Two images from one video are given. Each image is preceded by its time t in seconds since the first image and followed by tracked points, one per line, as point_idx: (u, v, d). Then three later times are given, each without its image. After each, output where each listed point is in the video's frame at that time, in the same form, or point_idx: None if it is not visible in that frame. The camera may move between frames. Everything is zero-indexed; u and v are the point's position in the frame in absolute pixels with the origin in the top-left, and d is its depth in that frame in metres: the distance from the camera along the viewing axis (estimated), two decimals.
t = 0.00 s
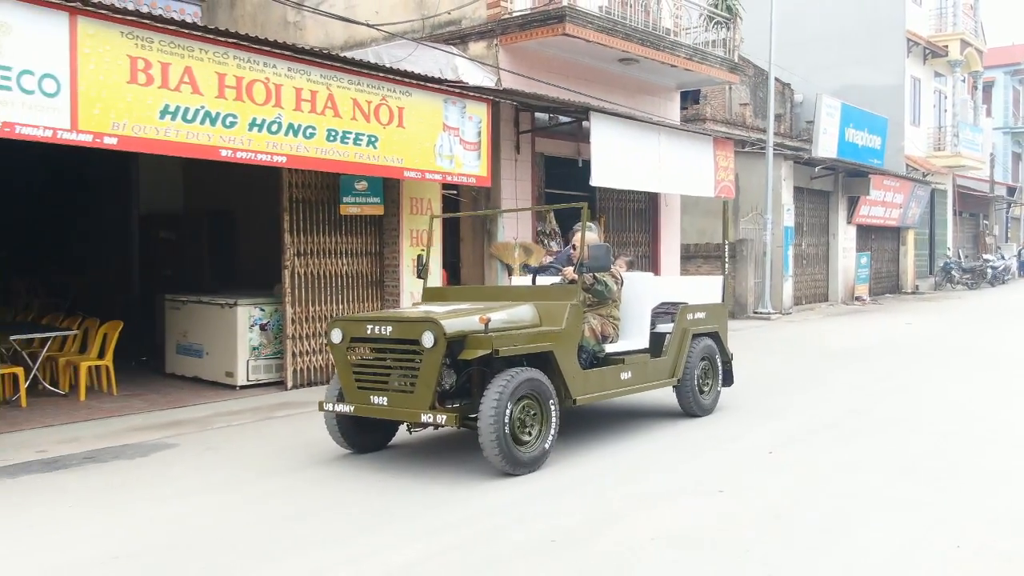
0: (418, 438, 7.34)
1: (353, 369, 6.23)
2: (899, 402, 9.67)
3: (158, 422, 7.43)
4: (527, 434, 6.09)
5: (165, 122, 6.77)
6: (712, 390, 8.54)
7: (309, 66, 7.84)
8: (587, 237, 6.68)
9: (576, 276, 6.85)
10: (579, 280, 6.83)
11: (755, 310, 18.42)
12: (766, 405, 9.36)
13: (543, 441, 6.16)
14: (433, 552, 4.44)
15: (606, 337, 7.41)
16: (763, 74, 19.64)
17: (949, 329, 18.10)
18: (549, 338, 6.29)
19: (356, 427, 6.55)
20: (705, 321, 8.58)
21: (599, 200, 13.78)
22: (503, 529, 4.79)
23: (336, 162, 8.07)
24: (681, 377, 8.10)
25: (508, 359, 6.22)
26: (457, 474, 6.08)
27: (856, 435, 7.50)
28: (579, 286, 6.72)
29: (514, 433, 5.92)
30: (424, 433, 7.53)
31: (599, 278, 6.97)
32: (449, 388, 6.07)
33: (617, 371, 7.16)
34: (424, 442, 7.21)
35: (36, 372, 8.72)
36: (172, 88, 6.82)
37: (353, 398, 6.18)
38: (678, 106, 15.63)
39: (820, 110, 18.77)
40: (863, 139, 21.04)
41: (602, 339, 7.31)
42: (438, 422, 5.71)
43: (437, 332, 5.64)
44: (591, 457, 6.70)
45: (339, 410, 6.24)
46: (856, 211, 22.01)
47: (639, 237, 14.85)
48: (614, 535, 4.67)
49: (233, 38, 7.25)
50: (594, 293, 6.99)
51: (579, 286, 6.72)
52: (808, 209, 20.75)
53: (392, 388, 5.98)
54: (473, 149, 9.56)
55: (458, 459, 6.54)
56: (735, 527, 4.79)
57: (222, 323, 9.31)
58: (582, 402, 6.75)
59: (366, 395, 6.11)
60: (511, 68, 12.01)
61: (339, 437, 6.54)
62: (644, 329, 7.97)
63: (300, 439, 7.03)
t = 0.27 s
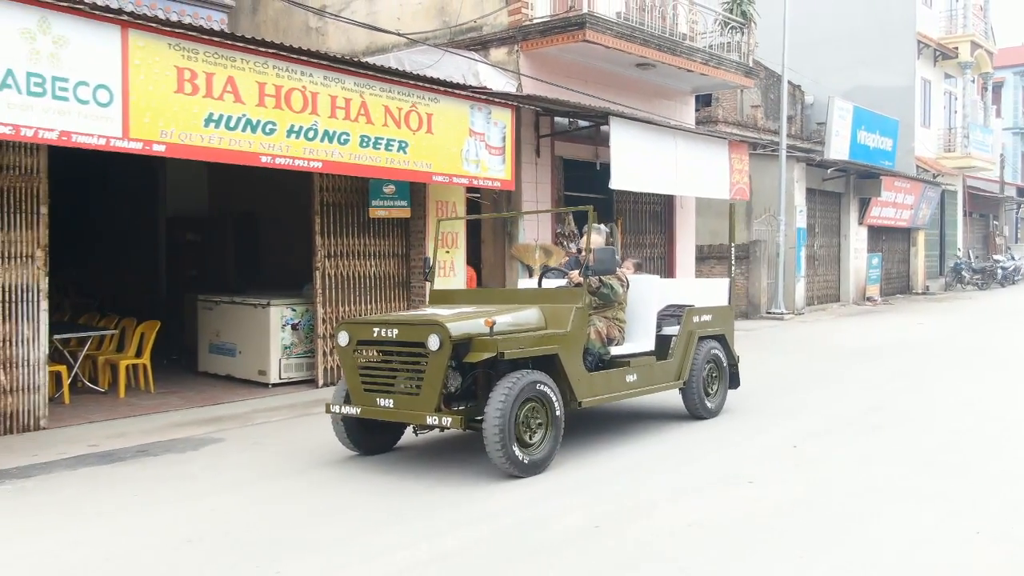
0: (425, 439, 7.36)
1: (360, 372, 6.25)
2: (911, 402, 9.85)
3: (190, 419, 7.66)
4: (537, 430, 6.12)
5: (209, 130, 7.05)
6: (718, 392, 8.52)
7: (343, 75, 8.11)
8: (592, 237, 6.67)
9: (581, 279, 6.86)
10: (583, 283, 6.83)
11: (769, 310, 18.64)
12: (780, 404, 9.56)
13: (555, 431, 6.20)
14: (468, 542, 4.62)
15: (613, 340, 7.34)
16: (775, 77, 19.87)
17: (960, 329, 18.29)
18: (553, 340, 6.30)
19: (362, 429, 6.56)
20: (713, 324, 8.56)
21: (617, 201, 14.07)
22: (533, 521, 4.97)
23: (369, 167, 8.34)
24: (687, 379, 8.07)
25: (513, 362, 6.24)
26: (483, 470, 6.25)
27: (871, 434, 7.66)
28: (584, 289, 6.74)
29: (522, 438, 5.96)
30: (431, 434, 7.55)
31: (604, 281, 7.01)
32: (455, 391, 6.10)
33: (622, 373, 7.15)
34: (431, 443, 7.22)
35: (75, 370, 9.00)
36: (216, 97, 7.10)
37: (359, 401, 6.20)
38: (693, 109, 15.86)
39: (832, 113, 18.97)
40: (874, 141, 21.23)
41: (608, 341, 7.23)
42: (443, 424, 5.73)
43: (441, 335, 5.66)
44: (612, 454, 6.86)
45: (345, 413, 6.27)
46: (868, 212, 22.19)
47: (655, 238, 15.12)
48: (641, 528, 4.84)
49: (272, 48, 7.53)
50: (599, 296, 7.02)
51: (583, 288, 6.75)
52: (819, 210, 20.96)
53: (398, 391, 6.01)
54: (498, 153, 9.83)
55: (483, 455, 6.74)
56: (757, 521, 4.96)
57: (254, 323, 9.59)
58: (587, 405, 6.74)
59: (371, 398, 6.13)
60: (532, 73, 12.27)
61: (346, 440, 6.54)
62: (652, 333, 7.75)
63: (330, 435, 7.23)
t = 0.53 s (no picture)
0: (420, 437, 7.46)
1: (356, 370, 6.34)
2: (914, 399, 10.09)
3: (213, 414, 7.92)
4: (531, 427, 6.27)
5: (244, 135, 7.37)
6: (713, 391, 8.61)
7: (369, 81, 8.42)
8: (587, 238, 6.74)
9: (576, 279, 7.01)
10: (578, 282, 6.97)
11: (776, 309, 18.93)
12: (785, 401, 9.80)
13: (551, 422, 6.35)
14: (482, 531, 4.86)
15: (607, 338, 7.47)
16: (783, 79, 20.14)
17: (965, 328, 18.54)
18: (547, 338, 6.39)
19: (358, 426, 6.66)
20: (707, 323, 8.64)
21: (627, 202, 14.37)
22: (542, 513, 5.20)
23: (394, 170, 8.66)
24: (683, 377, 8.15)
25: (507, 360, 6.32)
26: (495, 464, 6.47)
27: (870, 431, 7.87)
28: (578, 288, 6.87)
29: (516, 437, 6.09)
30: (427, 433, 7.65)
31: (599, 281, 7.15)
32: (450, 388, 6.19)
33: (616, 372, 7.26)
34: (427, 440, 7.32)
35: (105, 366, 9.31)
36: (250, 103, 7.42)
37: (354, 398, 6.29)
38: (701, 111, 16.14)
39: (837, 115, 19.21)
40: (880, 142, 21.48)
41: (603, 339, 7.37)
42: (438, 421, 5.81)
43: (436, 332, 5.75)
44: (618, 449, 7.11)
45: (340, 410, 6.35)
46: (873, 213, 22.45)
47: (665, 238, 15.41)
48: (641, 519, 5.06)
49: (303, 56, 7.84)
50: (594, 296, 7.18)
51: (577, 287, 6.88)
52: (826, 210, 21.22)
53: (393, 388, 6.09)
54: (515, 156, 10.13)
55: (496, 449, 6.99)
56: (753, 513, 5.19)
57: (279, 319, 9.91)
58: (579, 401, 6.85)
59: (366, 395, 6.22)
60: (546, 78, 12.57)
61: (342, 436, 6.62)
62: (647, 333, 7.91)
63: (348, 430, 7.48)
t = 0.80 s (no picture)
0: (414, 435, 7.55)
1: (349, 368, 6.42)
2: (914, 397, 10.31)
3: (229, 409, 8.12)
4: (524, 423, 6.36)
5: (272, 138, 7.63)
6: (708, 390, 8.74)
7: (391, 85, 8.68)
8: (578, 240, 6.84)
9: (568, 277, 7.06)
10: (570, 281, 7.03)
11: (780, 307, 19.20)
12: (788, 399, 10.01)
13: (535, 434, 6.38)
14: (495, 522, 5.07)
15: (600, 337, 7.53)
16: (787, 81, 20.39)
17: (966, 327, 18.78)
18: (537, 337, 6.48)
19: (351, 423, 6.73)
20: (701, 322, 8.77)
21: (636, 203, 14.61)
22: (552, 505, 5.41)
23: (414, 171, 8.93)
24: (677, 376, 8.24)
25: (497, 359, 6.40)
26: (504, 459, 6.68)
27: (869, 428, 8.06)
28: (570, 286, 6.93)
29: (507, 433, 6.17)
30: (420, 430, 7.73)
31: (593, 281, 7.18)
32: (442, 387, 6.27)
33: (608, 371, 7.35)
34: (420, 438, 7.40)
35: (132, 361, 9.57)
36: (278, 107, 7.67)
37: (347, 396, 6.37)
38: (707, 114, 16.40)
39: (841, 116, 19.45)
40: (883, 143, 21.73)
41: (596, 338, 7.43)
42: (428, 419, 5.89)
43: (426, 331, 5.83)
44: (624, 445, 7.31)
45: (333, 408, 6.43)
46: (876, 213, 22.71)
47: (672, 238, 15.67)
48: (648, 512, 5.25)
49: (328, 62, 8.10)
50: (587, 295, 7.21)
51: (569, 285, 6.94)
52: (829, 211, 21.48)
53: (384, 386, 6.17)
54: (529, 158, 10.39)
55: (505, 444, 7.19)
56: (755, 505, 5.38)
57: (300, 317, 10.16)
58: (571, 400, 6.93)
59: (359, 393, 6.30)
60: (557, 81, 12.81)
61: (334, 434, 6.69)
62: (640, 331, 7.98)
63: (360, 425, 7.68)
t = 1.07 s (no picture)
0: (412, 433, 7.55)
1: (348, 366, 6.40)
2: (918, 394, 10.47)
3: (245, 405, 8.24)
4: (524, 419, 6.31)
5: (303, 139, 7.86)
6: (710, 387, 8.78)
7: (414, 87, 8.91)
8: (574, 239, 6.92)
9: (566, 275, 7.08)
10: (569, 278, 7.06)
11: (785, 306, 19.45)
12: (794, 395, 10.17)
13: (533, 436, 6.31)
14: (514, 510, 5.18)
15: (599, 335, 7.52)
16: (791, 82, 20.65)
17: (968, 326, 19.00)
18: (536, 335, 6.46)
19: (349, 421, 6.71)
20: (701, 320, 8.83)
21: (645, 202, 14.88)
22: (568, 495, 5.52)
23: (437, 171, 9.20)
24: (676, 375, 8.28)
25: (496, 356, 6.37)
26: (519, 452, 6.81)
27: (874, 424, 8.20)
28: (568, 284, 6.96)
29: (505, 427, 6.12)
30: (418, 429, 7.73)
31: (592, 279, 7.23)
32: (441, 385, 6.25)
33: (608, 368, 7.38)
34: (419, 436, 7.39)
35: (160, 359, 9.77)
36: (308, 110, 7.90)
37: (345, 394, 6.35)
38: (714, 115, 16.63)
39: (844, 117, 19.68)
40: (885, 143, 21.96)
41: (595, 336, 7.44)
42: (426, 417, 5.85)
43: (424, 328, 5.80)
44: (636, 439, 7.44)
45: (331, 406, 6.41)
46: (878, 213, 22.95)
47: (680, 237, 15.89)
48: (659, 501, 5.37)
49: (355, 65, 8.33)
50: (586, 293, 7.26)
51: (567, 283, 6.98)
52: (832, 211, 21.72)
53: (383, 384, 6.15)
54: (545, 158, 10.63)
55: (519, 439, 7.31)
56: (766, 494, 5.51)
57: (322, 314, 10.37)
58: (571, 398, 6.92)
59: (357, 391, 6.28)
60: (569, 82, 13.04)
61: (332, 432, 6.66)
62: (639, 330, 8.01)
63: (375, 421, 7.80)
